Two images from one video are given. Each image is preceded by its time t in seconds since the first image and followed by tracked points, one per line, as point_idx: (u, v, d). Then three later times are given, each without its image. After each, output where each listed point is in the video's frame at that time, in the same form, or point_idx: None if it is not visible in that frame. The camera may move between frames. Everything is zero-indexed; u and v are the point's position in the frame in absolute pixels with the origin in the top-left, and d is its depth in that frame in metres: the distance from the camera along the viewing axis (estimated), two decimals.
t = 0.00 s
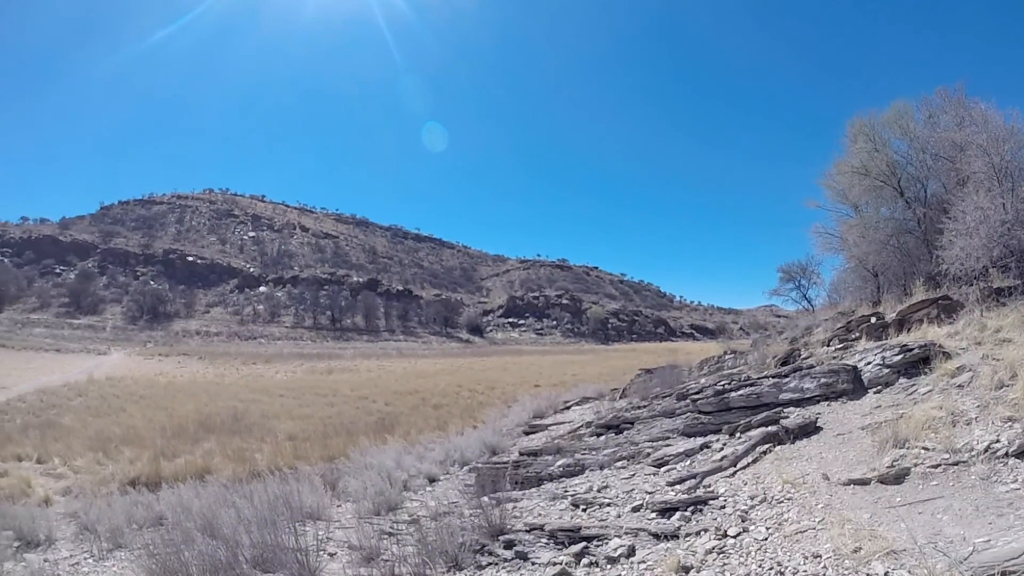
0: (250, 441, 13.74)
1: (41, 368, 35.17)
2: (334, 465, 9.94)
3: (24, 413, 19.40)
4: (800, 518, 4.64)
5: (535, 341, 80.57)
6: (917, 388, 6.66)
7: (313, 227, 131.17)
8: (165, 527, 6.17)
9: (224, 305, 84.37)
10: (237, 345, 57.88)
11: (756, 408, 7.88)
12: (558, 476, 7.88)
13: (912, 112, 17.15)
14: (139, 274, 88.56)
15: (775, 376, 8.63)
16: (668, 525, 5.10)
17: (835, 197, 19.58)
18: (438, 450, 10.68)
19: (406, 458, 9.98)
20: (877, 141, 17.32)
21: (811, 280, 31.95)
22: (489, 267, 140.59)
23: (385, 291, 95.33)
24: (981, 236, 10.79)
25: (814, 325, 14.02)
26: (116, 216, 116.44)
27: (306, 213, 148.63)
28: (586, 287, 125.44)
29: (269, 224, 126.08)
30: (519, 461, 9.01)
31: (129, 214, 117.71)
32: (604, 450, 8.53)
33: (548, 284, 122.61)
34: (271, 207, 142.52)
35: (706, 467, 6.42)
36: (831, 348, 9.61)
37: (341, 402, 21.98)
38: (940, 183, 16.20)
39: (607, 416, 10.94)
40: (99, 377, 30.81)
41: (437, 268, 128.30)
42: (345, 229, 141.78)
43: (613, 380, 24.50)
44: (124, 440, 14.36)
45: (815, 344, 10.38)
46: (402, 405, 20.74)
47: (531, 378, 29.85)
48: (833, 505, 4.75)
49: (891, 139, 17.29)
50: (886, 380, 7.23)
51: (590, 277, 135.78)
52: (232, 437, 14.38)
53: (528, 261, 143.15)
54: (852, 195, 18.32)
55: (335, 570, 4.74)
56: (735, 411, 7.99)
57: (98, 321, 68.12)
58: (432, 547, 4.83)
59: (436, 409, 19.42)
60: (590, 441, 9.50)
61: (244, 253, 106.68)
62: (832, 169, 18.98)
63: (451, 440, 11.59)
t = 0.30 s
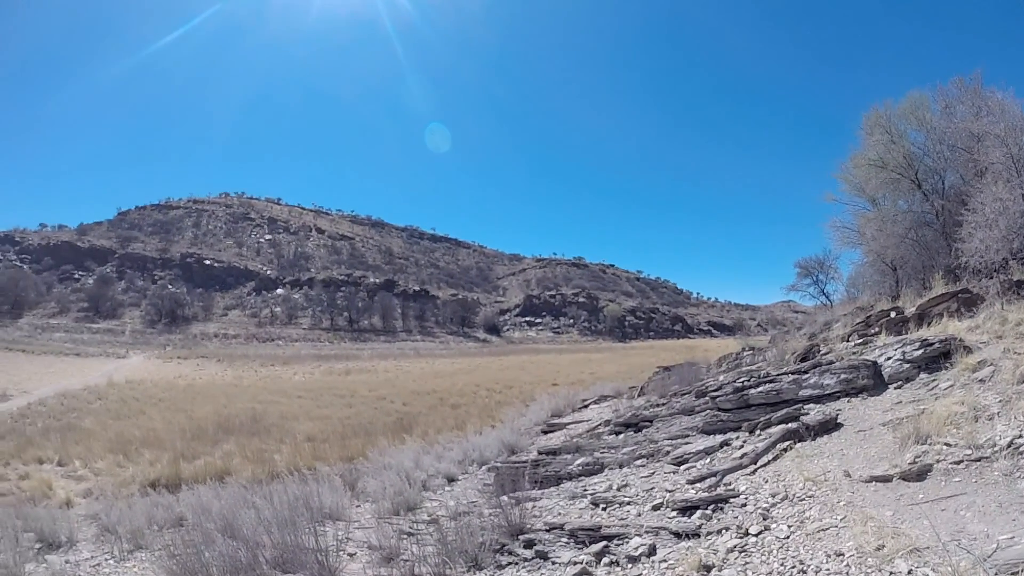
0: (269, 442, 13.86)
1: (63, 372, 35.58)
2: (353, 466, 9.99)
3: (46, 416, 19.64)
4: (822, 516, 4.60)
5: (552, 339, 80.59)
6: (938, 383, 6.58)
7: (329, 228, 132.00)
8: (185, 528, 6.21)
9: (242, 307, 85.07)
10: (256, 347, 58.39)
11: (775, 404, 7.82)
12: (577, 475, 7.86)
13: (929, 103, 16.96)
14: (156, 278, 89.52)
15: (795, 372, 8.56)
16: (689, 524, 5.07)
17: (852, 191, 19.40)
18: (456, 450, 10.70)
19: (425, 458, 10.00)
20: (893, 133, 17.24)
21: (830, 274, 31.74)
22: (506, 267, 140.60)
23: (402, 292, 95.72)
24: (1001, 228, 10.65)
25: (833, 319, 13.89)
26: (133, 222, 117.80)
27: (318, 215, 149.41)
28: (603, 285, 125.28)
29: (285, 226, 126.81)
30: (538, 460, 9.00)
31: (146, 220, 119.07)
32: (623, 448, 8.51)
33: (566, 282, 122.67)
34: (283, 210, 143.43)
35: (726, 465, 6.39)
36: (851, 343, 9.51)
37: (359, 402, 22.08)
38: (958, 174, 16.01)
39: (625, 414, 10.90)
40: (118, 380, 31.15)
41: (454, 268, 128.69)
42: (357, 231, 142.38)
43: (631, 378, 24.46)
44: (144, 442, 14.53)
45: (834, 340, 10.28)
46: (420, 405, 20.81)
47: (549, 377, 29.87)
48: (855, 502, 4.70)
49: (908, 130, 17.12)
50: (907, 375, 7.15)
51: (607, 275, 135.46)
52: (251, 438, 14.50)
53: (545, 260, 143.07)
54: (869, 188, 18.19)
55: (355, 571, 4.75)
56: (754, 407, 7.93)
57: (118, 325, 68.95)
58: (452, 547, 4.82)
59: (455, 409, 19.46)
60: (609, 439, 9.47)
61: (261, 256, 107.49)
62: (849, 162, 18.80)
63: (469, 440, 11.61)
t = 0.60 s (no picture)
0: (285, 444, 13.95)
1: (81, 372, 35.93)
2: (369, 470, 10.02)
3: (64, 415, 19.85)
4: (840, 526, 4.57)
5: (569, 345, 80.58)
6: (958, 391, 6.49)
7: (347, 233, 132.57)
8: (200, 528, 6.25)
9: (260, 310, 85.72)
10: (273, 350, 58.78)
11: (793, 412, 7.75)
12: (593, 482, 7.84)
13: (948, 107, 16.81)
14: (175, 281, 90.42)
15: (814, 379, 8.49)
16: (706, 532, 5.03)
17: (872, 196, 19.25)
18: (472, 455, 10.70)
19: (440, 462, 10.01)
20: (913, 137, 17.12)
21: (848, 281, 31.56)
22: (523, 272, 140.63)
23: (420, 296, 96.09)
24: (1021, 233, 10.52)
25: (851, 326, 13.77)
26: (152, 224, 119.16)
27: (332, 218, 150.16)
28: (619, 290, 125.01)
29: (303, 230, 127.49)
30: (554, 466, 8.99)
31: (165, 223, 120.36)
32: (640, 455, 8.48)
33: (582, 288, 122.60)
34: (299, 213, 144.43)
35: (744, 474, 6.34)
36: (870, 350, 9.42)
37: (375, 406, 22.17)
38: (978, 178, 15.85)
39: (642, 421, 10.87)
40: (136, 381, 31.50)
41: (471, 273, 128.97)
42: (371, 233, 142.99)
43: (647, 385, 24.35)
44: (161, 442, 14.67)
45: (853, 347, 10.18)
46: (436, 410, 20.87)
47: (564, 383, 29.83)
48: (874, 513, 4.65)
49: (927, 134, 16.98)
50: (926, 384, 7.07)
51: (625, 281, 135.13)
52: (267, 440, 14.61)
53: (562, 265, 143.00)
54: (889, 193, 18.10)
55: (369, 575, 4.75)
56: (772, 415, 7.87)
57: (137, 327, 69.74)
58: (467, 552, 4.79)
59: (471, 414, 19.50)
60: (626, 446, 9.44)
61: (279, 259, 108.25)
62: (868, 167, 18.67)
63: (485, 445, 11.61)
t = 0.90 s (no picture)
0: (302, 447, 14.01)
1: (101, 375, 36.26)
2: (385, 472, 10.05)
3: (83, 417, 20.03)
4: (859, 531, 4.54)
5: (586, 348, 80.50)
6: (978, 393, 6.43)
7: (364, 236, 132.99)
8: (216, 530, 6.30)
9: (277, 314, 86.20)
10: (290, 354, 59.06)
11: (812, 415, 7.68)
12: (611, 486, 7.83)
13: (965, 104, 16.67)
14: (192, 285, 91.09)
15: (833, 382, 8.42)
16: (724, 536, 5.03)
17: (888, 196, 19.11)
18: (488, 459, 10.70)
19: (457, 466, 10.02)
20: (929, 136, 16.98)
21: (866, 282, 31.40)
22: (539, 275, 140.46)
23: (436, 300, 96.30)
24: None
25: (869, 328, 13.64)
26: (170, 230, 120.20)
27: (344, 221, 150.75)
28: (636, 293, 124.68)
29: (319, 234, 127.95)
30: (571, 470, 8.98)
31: (182, 227, 121.43)
32: (657, 458, 8.43)
33: (599, 291, 122.40)
34: (312, 216, 145.23)
35: (762, 477, 6.31)
36: (888, 352, 9.33)
37: (392, 409, 22.22)
38: (997, 177, 15.71)
39: (659, 424, 10.81)
40: (153, 384, 31.73)
41: (487, 276, 129.09)
42: (386, 237, 143.43)
43: (663, 388, 24.23)
44: (178, 444, 14.79)
45: (871, 349, 10.08)
46: (453, 413, 20.88)
47: (580, 386, 29.78)
48: (894, 517, 4.62)
49: (944, 133, 16.84)
50: (946, 386, 7.00)
51: (641, 283, 134.69)
52: (284, 443, 14.69)
53: (579, 268, 142.73)
54: (906, 193, 17.98)
55: None
56: (791, 418, 7.81)
57: (154, 331, 70.41)
58: (483, 555, 4.75)
59: (487, 417, 19.52)
60: (643, 449, 9.41)
61: (296, 263, 108.84)
62: (884, 167, 18.53)
63: (501, 448, 11.61)
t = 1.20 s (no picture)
0: (321, 450, 14.10)
1: (121, 378, 36.60)
2: (403, 476, 10.07)
3: (103, 420, 20.26)
4: (880, 537, 4.52)
5: (603, 351, 80.43)
6: (999, 396, 6.35)
7: (382, 241, 133.32)
8: (234, 533, 6.34)
9: (294, 318, 86.79)
10: (307, 357, 59.39)
11: (831, 419, 7.63)
12: (629, 490, 7.81)
13: (984, 101, 16.55)
14: (211, 289, 91.83)
15: (854, 386, 8.34)
16: (744, 541, 5.04)
17: (907, 196, 18.98)
18: (505, 462, 10.70)
19: (475, 469, 10.03)
20: (947, 134, 16.89)
21: (886, 283, 31.22)
22: (556, 279, 140.37)
23: (453, 303, 96.53)
24: None
25: (889, 330, 13.50)
26: (189, 235, 121.42)
27: (356, 224, 151.36)
28: (654, 296, 124.40)
29: (337, 238, 128.40)
30: (589, 474, 8.96)
31: (200, 233, 122.61)
32: (676, 462, 8.41)
33: (616, 293, 122.14)
34: (325, 219, 145.99)
35: (781, 481, 6.28)
36: (909, 354, 9.24)
37: (409, 413, 22.29)
38: (1017, 175, 15.57)
39: (678, 428, 10.78)
40: (171, 387, 32.02)
41: (504, 280, 129.30)
42: (404, 241, 143.95)
43: (681, 391, 24.10)
44: (196, 447, 14.95)
45: (891, 351, 9.99)
46: (470, 416, 20.91)
47: (597, 389, 29.72)
48: (914, 522, 4.58)
49: (962, 131, 16.73)
50: (967, 389, 6.93)
51: (658, 286, 134.05)
52: (302, 446, 14.77)
53: (596, 270, 142.51)
54: (925, 192, 17.84)
55: None
56: (810, 422, 7.75)
57: (173, 334, 71.15)
58: (501, 559, 4.73)
59: (504, 420, 19.53)
60: (661, 452, 9.39)
61: (314, 267, 109.54)
62: (903, 166, 18.42)
63: (518, 452, 11.59)
